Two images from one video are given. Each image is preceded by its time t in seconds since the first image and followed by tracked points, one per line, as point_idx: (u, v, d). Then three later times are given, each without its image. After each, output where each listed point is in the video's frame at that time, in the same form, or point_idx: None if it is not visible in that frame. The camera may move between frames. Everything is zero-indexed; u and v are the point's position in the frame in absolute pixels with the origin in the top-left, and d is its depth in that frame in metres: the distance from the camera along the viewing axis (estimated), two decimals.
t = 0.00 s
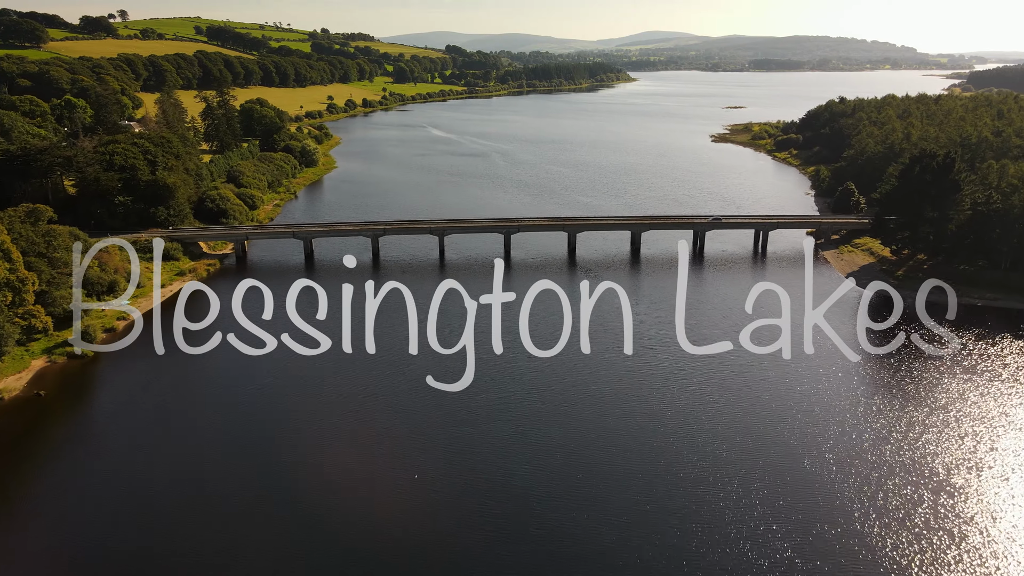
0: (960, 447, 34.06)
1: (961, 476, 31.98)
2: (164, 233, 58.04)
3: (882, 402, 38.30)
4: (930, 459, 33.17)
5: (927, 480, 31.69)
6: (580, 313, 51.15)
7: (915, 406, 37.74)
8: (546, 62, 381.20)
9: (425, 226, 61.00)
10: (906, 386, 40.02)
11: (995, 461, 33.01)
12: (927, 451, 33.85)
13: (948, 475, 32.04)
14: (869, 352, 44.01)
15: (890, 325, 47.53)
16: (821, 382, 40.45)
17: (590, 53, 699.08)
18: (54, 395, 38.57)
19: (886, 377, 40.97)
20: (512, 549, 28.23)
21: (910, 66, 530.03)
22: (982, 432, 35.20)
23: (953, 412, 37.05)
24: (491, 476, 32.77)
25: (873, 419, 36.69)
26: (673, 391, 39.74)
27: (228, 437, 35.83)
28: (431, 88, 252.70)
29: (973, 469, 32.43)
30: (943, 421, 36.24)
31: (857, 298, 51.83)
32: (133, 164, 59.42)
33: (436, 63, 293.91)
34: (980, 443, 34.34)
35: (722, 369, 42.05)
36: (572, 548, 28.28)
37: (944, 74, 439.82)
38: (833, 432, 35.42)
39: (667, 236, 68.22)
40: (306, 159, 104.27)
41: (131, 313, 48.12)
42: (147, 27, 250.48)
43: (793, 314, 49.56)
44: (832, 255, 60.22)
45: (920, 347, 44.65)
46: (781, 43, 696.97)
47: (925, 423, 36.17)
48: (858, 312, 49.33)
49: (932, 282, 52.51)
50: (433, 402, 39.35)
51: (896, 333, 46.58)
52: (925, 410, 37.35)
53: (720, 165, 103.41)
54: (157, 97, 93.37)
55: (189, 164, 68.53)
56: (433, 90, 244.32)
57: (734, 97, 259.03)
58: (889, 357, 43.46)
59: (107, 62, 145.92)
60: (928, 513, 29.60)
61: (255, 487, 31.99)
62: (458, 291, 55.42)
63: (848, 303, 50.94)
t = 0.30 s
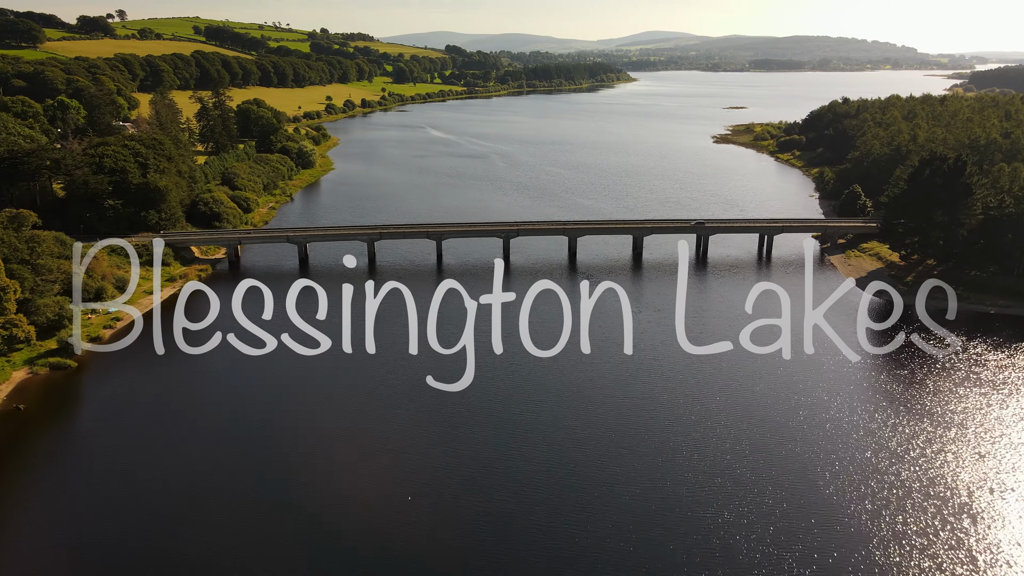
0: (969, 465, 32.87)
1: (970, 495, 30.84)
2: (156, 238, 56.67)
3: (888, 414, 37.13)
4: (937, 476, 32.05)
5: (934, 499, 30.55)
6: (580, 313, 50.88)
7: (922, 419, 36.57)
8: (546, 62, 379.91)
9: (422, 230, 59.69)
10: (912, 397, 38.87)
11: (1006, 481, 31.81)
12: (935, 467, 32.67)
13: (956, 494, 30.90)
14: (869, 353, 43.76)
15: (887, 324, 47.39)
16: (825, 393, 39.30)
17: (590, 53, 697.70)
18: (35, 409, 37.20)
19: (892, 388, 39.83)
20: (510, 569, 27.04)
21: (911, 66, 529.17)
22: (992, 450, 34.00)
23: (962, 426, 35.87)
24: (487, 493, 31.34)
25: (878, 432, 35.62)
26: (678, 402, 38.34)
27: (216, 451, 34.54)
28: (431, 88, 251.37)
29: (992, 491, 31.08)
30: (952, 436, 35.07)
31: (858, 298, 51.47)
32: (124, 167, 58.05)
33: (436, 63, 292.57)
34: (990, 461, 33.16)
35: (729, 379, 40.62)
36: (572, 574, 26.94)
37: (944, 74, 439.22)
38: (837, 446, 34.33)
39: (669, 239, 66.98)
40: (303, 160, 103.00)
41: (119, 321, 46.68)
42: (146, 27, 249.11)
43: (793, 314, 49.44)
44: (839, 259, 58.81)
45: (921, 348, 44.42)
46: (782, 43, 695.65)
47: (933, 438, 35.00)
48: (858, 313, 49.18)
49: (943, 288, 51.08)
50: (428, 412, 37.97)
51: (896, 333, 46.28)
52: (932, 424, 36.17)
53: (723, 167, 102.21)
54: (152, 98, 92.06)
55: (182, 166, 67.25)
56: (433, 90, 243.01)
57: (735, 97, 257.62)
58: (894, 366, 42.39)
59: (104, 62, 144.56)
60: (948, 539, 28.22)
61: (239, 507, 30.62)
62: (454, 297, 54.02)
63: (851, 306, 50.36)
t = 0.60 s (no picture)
0: (975, 476, 31.43)
1: (977, 509, 29.38)
2: (146, 242, 55.29)
3: (899, 425, 35.46)
4: (941, 488, 30.65)
5: (937, 513, 29.18)
6: (580, 312, 50.57)
7: (936, 430, 34.88)
8: (546, 62, 378.80)
9: (420, 233, 58.43)
10: (917, 404, 37.43)
11: (1014, 494, 30.33)
12: (940, 479, 31.24)
13: (961, 507, 29.47)
14: (869, 352, 43.24)
15: (885, 324, 47.03)
16: (827, 398, 37.94)
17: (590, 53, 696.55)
18: (14, 423, 35.72)
19: (896, 394, 38.43)
20: None
21: (912, 66, 527.86)
22: (1000, 461, 32.52)
23: (969, 436, 34.40)
24: (483, 509, 29.85)
25: (881, 440, 34.24)
26: (682, 412, 36.89)
27: (201, 463, 33.08)
28: (430, 89, 250.14)
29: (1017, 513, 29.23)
30: (957, 445, 33.63)
31: (858, 300, 51.10)
32: (114, 169, 56.66)
33: (435, 63, 291.31)
34: (997, 473, 31.69)
35: (734, 388, 39.20)
36: None
37: (946, 74, 437.49)
38: (838, 455, 32.97)
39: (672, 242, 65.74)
40: (299, 162, 101.73)
41: (105, 329, 45.17)
42: (143, 27, 247.62)
43: (793, 314, 49.29)
44: (845, 265, 57.47)
45: (922, 348, 43.96)
46: (782, 43, 694.23)
47: (938, 447, 33.55)
48: (858, 312, 48.88)
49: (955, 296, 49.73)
50: (422, 422, 36.46)
51: (896, 333, 45.90)
52: (937, 433, 34.73)
53: (725, 168, 101.02)
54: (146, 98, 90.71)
55: (175, 168, 65.90)
56: (432, 91, 241.74)
57: (735, 97, 256.39)
58: (897, 371, 41.05)
59: (100, 62, 143.19)
60: (971, 567, 26.42)
61: (225, 523, 29.19)
62: (450, 302, 52.62)
63: (853, 309, 49.58)
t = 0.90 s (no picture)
0: (964, 486, 30.53)
1: (962, 520, 28.49)
2: (136, 246, 53.80)
3: (914, 441, 33.89)
4: (927, 497, 29.78)
5: (922, 524, 28.31)
6: (580, 312, 50.01)
7: (952, 447, 33.32)
8: (546, 63, 377.45)
9: (418, 237, 57.10)
10: (910, 411, 36.50)
11: (1004, 507, 29.35)
12: (930, 489, 30.31)
13: (948, 519, 28.57)
14: (869, 352, 43.01)
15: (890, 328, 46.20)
16: (821, 404, 37.07)
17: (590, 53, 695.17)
18: None
19: (890, 401, 37.51)
20: None
21: (913, 66, 526.45)
22: (993, 473, 31.51)
23: (961, 445, 33.49)
24: (483, 523, 28.49)
25: (872, 447, 33.35)
26: (689, 423, 35.40)
27: (187, 477, 31.53)
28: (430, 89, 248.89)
29: None
30: (975, 464, 32.06)
31: (858, 300, 50.86)
32: (103, 172, 55.29)
33: (435, 63, 290.02)
34: (989, 485, 30.69)
35: (741, 398, 37.70)
36: None
37: (946, 74, 436.21)
38: (827, 462, 32.12)
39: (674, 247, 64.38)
40: (296, 163, 100.39)
41: (88, 339, 43.45)
42: (141, 27, 246.25)
43: (793, 314, 49.11)
44: (853, 270, 56.06)
45: (922, 348, 43.65)
46: (782, 43, 692.80)
47: (930, 456, 32.65)
48: (859, 312, 48.49)
49: (967, 303, 48.30)
50: (418, 431, 34.90)
51: (897, 333, 45.60)
52: (930, 442, 33.77)
53: (728, 170, 99.81)
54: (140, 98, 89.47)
55: (168, 171, 64.57)
56: (432, 91, 240.40)
57: (736, 97, 254.89)
58: (893, 377, 40.10)
59: (96, 62, 141.86)
60: None
61: (215, 536, 28.01)
62: (447, 307, 51.13)
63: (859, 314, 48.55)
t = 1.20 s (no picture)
0: (964, 500, 29.69)
1: (964, 536, 27.63)
2: (124, 251, 52.42)
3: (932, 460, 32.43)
4: (940, 518, 28.58)
5: (943, 551, 26.86)
6: (580, 313, 49.68)
7: (972, 467, 31.87)
8: (545, 63, 376.31)
9: (416, 241, 55.80)
10: (913, 421, 35.59)
11: (1005, 522, 28.49)
12: (931, 502, 29.48)
13: (948, 534, 27.74)
14: (869, 352, 42.86)
15: (901, 334, 44.88)
16: (821, 413, 36.24)
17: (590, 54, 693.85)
18: None
19: (892, 410, 36.63)
20: None
21: (914, 66, 525.09)
22: (994, 486, 30.64)
23: (963, 457, 32.59)
24: (485, 538, 27.38)
25: (872, 458, 32.54)
26: (695, 437, 34.08)
27: (174, 487, 30.12)
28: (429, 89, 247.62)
29: None
30: (997, 487, 30.61)
31: (859, 300, 50.65)
32: (91, 174, 54.05)
33: (434, 63, 288.75)
34: (991, 499, 29.82)
35: (745, 409, 36.59)
36: None
37: (948, 74, 434.05)
38: (826, 474, 31.32)
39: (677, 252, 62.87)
40: (292, 165, 99.00)
41: (72, 349, 41.96)
42: (139, 27, 244.87)
43: (793, 315, 49.09)
44: (861, 276, 54.70)
45: (921, 347, 43.45)
46: (783, 43, 691.45)
47: (931, 468, 31.77)
48: (859, 313, 48.42)
49: (980, 309, 46.92)
50: (415, 441, 33.60)
51: (897, 333, 45.38)
52: (931, 453, 32.91)
53: (730, 171, 98.61)
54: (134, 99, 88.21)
55: (160, 174, 63.22)
56: (431, 91, 239.07)
57: (737, 97, 253.54)
58: (895, 385, 39.21)
59: (92, 62, 140.48)
60: None
61: (206, 548, 26.82)
62: (443, 310, 49.93)
63: (866, 320, 47.27)
